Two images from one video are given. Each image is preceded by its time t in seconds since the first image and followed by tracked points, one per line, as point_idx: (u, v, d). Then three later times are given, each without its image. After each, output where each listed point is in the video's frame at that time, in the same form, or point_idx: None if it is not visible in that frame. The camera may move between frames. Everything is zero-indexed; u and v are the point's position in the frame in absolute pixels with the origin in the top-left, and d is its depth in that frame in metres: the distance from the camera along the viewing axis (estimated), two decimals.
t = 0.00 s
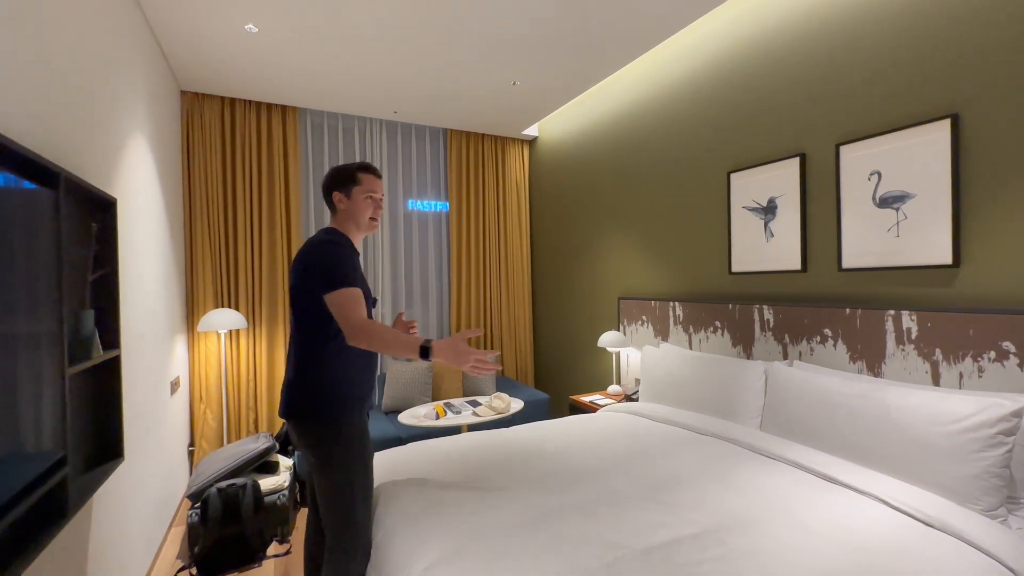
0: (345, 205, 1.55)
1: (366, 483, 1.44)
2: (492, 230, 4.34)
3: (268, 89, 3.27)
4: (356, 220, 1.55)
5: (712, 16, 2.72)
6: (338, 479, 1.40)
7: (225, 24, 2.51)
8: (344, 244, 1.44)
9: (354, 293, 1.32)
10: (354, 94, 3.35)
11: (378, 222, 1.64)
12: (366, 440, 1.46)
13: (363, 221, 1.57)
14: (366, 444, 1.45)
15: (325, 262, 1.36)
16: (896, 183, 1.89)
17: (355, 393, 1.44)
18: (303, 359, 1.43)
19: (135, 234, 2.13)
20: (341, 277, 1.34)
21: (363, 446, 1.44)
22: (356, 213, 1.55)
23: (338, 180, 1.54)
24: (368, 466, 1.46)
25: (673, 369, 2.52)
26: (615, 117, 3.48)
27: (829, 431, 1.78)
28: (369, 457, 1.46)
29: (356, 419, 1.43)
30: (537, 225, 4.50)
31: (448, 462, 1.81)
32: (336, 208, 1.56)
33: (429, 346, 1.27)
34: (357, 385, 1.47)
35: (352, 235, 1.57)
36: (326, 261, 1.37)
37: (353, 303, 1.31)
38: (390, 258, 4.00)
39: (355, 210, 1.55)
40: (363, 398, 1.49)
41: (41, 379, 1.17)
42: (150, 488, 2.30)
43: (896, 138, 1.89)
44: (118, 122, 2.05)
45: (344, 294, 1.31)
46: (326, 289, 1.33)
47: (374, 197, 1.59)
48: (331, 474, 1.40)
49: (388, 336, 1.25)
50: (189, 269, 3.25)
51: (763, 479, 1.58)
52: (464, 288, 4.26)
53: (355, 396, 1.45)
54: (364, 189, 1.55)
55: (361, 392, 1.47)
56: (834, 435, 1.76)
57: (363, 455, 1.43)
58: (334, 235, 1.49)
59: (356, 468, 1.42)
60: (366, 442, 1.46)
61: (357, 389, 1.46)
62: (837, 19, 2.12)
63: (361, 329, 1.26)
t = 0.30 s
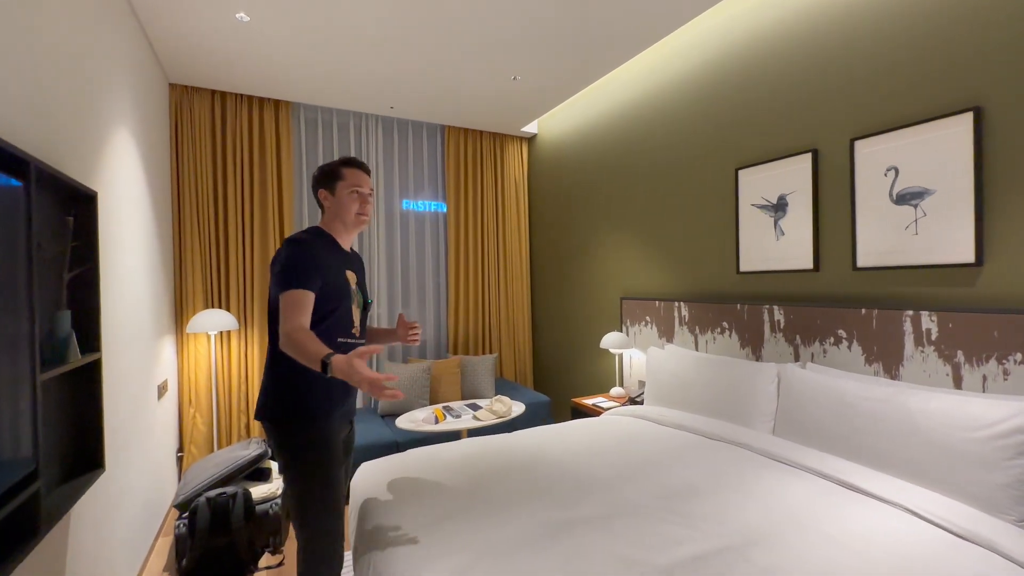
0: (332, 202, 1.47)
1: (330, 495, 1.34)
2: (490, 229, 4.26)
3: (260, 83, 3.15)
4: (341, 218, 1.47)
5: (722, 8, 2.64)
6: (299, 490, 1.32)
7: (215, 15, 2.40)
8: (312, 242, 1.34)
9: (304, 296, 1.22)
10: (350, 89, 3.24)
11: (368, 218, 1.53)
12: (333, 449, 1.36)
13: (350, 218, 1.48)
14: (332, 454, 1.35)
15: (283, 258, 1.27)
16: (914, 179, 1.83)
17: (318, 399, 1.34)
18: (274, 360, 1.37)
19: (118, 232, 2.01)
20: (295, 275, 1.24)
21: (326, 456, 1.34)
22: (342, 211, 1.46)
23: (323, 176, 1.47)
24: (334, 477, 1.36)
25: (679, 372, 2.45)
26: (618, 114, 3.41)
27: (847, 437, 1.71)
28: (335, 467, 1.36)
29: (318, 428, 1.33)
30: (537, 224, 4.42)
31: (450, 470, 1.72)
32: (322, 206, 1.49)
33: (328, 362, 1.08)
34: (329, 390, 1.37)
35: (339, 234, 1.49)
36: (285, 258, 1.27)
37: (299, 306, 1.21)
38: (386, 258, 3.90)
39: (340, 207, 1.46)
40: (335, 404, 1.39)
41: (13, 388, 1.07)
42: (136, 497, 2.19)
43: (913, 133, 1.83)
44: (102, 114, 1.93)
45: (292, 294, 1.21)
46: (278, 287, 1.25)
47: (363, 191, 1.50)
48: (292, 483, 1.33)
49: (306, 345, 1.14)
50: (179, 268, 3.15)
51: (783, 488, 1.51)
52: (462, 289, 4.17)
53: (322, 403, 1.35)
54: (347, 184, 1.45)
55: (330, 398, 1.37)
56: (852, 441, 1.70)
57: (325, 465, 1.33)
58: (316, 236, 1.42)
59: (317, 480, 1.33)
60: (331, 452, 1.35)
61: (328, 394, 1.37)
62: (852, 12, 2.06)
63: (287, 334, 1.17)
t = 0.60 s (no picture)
0: (312, 199, 1.36)
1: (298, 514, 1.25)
2: (488, 230, 4.18)
3: (252, 78, 3.04)
4: (325, 216, 1.36)
5: (727, 5, 2.59)
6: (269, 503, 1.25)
7: (206, 6, 2.30)
8: (282, 245, 1.25)
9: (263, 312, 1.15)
10: (345, 85, 3.15)
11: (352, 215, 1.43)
12: (305, 467, 1.24)
13: (334, 215, 1.37)
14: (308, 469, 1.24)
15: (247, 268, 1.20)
16: (933, 180, 1.79)
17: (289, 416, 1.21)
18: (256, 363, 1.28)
19: (103, 232, 1.90)
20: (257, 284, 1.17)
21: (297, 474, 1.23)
22: (324, 208, 1.35)
23: (303, 171, 1.36)
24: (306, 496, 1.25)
25: (687, 376, 2.39)
26: (620, 112, 3.35)
27: (867, 444, 1.66)
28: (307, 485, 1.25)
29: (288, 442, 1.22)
30: (535, 224, 4.35)
31: (457, 483, 1.64)
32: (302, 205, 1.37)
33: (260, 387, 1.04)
34: (307, 403, 1.26)
35: (321, 234, 1.38)
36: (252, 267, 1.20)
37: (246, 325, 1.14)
38: (382, 259, 3.81)
39: (322, 204, 1.35)
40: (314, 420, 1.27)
41: None
42: (123, 511, 2.08)
43: (931, 133, 1.79)
44: (85, 108, 1.81)
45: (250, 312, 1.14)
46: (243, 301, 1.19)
47: (345, 188, 1.39)
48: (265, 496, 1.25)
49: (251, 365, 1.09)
50: (167, 269, 3.03)
51: (806, 500, 1.46)
52: (460, 291, 4.08)
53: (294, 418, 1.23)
54: (329, 179, 1.36)
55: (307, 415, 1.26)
56: (872, 449, 1.65)
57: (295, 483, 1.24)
58: (295, 238, 1.31)
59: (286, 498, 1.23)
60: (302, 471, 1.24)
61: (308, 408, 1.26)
62: (866, 10, 2.01)
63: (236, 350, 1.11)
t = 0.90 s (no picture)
0: (266, 192, 1.25)
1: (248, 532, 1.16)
2: (478, 228, 4.13)
3: (236, 70, 2.94)
4: (280, 212, 1.27)
5: (721, 5, 2.59)
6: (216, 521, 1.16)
7: None
8: (230, 246, 1.13)
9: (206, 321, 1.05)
10: (333, 80, 3.07)
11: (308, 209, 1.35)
12: (258, 481, 1.16)
13: (290, 211, 1.28)
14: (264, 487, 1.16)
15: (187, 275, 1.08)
16: (926, 179, 1.80)
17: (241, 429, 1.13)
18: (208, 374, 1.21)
19: (78, 229, 1.81)
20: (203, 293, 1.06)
21: (249, 489, 1.15)
22: (279, 202, 1.26)
23: (254, 161, 1.24)
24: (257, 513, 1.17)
25: (681, 376, 2.38)
26: (612, 111, 3.33)
27: (863, 442, 1.66)
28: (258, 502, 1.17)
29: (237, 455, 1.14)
30: (526, 223, 4.32)
31: (451, 487, 1.59)
32: (252, 197, 1.25)
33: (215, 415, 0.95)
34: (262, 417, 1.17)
35: (274, 229, 1.28)
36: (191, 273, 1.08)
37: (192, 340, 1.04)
38: (370, 258, 3.73)
39: (277, 198, 1.25)
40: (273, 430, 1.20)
41: None
42: (101, 521, 1.99)
43: (924, 133, 1.81)
44: (60, 98, 1.72)
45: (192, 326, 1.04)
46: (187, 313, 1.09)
47: (300, 180, 1.30)
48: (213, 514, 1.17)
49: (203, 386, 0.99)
50: (147, 268, 2.92)
51: (806, 499, 1.45)
52: (450, 291, 4.03)
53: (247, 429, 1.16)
54: (286, 170, 1.26)
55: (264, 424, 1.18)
56: (869, 447, 1.64)
57: (245, 499, 1.15)
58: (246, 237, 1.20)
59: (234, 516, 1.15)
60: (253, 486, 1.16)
61: (267, 420, 1.19)
62: (859, 10, 2.02)
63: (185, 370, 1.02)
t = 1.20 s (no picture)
0: (216, 191, 1.19)
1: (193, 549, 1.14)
2: (462, 227, 4.11)
3: (212, 62, 2.86)
4: (227, 214, 1.22)
5: (700, 7, 2.62)
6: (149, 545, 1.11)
7: None
8: (172, 255, 1.06)
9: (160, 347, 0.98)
10: (314, 75, 3.02)
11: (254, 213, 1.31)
12: (200, 495, 1.14)
13: (238, 213, 1.25)
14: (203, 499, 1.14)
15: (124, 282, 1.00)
16: (898, 178, 1.86)
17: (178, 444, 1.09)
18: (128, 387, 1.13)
19: (43, 224, 1.74)
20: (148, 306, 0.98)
21: (189, 505, 1.12)
22: (230, 203, 1.21)
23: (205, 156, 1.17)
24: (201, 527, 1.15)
25: (663, 372, 2.40)
26: (595, 110, 3.35)
27: (840, 435, 1.70)
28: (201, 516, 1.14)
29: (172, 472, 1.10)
30: (509, 222, 4.31)
31: (434, 485, 1.58)
32: (198, 193, 1.18)
33: (192, 463, 0.91)
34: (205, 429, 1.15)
35: (217, 229, 1.23)
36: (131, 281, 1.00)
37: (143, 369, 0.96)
38: (351, 257, 3.68)
39: (229, 199, 1.21)
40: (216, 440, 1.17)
41: None
42: (67, 528, 1.90)
43: (896, 133, 1.86)
44: (24, 87, 1.65)
45: (141, 353, 0.96)
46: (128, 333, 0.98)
47: (253, 183, 1.26)
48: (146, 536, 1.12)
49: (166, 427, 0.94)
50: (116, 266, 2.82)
51: (785, 491, 1.47)
52: (433, 290, 4.00)
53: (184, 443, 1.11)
54: (241, 171, 1.22)
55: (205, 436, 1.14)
56: (845, 439, 1.68)
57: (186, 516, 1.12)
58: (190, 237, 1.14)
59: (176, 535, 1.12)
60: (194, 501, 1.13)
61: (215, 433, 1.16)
62: (834, 15, 2.07)
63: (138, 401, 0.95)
